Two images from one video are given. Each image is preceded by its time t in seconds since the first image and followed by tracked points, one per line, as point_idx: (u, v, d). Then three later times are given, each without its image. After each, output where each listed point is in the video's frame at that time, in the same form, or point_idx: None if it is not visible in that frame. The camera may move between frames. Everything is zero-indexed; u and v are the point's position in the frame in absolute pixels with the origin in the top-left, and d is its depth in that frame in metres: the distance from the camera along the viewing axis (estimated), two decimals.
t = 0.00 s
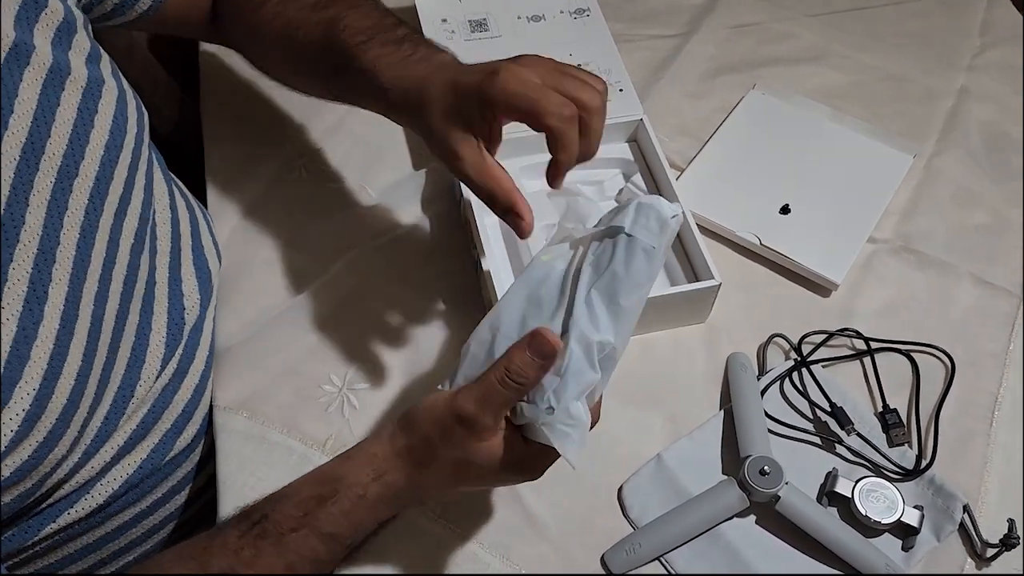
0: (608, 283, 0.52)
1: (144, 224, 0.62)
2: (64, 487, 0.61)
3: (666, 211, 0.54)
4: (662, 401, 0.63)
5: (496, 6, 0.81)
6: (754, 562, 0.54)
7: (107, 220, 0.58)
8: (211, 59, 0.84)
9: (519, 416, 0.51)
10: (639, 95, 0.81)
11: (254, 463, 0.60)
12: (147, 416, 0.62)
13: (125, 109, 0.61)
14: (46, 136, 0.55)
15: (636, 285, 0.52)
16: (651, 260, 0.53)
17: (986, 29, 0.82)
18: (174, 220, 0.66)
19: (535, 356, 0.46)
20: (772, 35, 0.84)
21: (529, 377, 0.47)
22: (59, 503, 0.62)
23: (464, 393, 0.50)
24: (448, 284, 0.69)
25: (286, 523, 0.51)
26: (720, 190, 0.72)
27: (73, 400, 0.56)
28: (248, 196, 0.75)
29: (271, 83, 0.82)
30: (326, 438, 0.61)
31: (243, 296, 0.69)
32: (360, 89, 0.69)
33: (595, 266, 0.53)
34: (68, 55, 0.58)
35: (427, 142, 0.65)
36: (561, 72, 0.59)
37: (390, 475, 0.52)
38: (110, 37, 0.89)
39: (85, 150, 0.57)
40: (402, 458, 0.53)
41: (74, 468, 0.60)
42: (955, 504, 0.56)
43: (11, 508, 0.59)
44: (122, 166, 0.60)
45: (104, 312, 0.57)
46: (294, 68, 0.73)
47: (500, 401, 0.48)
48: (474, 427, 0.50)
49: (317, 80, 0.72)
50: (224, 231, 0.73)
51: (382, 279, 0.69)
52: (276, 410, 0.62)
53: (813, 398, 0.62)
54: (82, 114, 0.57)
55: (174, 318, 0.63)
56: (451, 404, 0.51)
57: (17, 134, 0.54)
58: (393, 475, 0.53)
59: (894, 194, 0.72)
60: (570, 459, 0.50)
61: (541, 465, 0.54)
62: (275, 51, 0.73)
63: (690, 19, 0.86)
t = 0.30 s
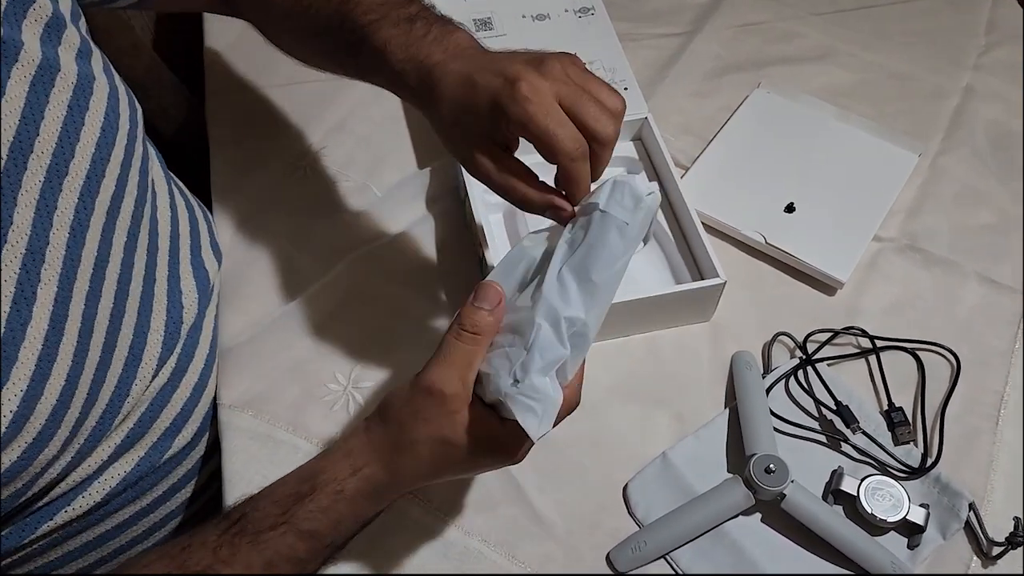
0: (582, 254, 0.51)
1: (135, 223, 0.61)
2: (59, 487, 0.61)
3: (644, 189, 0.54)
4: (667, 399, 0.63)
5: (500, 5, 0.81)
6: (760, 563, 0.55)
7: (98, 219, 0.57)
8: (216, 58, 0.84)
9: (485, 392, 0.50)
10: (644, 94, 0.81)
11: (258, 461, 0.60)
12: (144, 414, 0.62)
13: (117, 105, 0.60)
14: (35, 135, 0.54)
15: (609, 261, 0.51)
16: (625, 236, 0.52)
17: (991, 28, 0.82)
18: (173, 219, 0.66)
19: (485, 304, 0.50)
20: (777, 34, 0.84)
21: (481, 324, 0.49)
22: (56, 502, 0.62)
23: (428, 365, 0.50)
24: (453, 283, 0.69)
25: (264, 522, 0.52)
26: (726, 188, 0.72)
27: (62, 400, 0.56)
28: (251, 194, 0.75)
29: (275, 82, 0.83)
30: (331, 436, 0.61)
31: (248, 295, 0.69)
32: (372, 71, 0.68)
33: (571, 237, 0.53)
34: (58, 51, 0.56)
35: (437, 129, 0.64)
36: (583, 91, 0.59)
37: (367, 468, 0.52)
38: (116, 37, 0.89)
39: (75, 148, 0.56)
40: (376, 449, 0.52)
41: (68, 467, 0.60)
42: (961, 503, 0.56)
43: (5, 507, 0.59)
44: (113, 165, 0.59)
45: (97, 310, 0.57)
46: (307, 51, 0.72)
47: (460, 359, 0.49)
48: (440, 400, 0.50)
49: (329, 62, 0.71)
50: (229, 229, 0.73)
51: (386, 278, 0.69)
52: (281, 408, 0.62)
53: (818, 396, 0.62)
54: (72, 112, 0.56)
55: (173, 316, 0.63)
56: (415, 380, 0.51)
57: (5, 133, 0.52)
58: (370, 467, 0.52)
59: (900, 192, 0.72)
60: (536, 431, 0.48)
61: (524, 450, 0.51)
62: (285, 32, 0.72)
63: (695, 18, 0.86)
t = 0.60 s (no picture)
0: (623, 270, 0.48)
1: (133, 223, 0.61)
2: (61, 487, 0.61)
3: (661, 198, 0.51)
4: (669, 399, 0.63)
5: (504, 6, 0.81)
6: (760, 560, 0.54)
7: (94, 222, 0.58)
8: (220, 57, 0.84)
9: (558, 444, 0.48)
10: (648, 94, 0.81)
11: (262, 462, 0.60)
12: (147, 415, 0.63)
13: (112, 105, 0.60)
14: (29, 137, 0.54)
15: (652, 272, 0.48)
16: (656, 242, 0.49)
17: (995, 29, 0.82)
18: (175, 219, 0.66)
19: (529, 365, 0.49)
20: (780, 34, 0.84)
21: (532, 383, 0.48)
22: (58, 502, 0.62)
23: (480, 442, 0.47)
24: (457, 283, 0.69)
25: None
26: (729, 189, 0.73)
27: (62, 403, 0.56)
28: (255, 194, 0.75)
29: (279, 83, 0.83)
30: (335, 436, 0.61)
31: (252, 295, 0.69)
32: (383, 28, 0.66)
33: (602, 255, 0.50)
34: (52, 52, 0.56)
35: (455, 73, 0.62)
36: (617, 41, 0.58)
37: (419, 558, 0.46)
38: (120, 37, 0.89)
39: (71, 149, 0.56)
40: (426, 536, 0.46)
41: (69, 469, 0.60)
42: (963, 504, 0.56)
43: (7, 510, 0.59)
44: (109, 165, 0.59)
45: (96, 311, 0.57)
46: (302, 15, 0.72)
47: (518, 420, 0.47)
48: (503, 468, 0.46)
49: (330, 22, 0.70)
50: (234, 230, 0.73)
51: (389, 278, 0.69)
52: (285, 408, 0.63)
53: (820, 397, 0.62)
54: (66, 114, 0.56)
55: (174, 317, 0.63)
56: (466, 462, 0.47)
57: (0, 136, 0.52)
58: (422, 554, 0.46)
59: (903, 193, 0.72)
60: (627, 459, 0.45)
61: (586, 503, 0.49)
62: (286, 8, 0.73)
63: (698, 18, 0.86)
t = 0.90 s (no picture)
0: (598, 248, 0.47)
1: (134, 226, 0.61)
2: (65, 489, 0.61)
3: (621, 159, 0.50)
4: (672, 399, 0.63)
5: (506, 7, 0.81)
6: (761, 559, 0.55)
7: (94, 225, 0.58)
8: (223, 58, 0.85)
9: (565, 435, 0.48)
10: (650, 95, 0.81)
11: (265, 461, 0.60)
12: (149, 416, 0.63)
13: (113, 108, 0.60)
14: (28, 141, 0.54)
15: (630, 242, 0.47)
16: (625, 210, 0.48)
17: (997, 29, 0.82)
18: (176, 221, 0.66)
19: (525, 366, 0.49)
20: (783, 35, 0.84)
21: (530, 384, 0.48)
22: (61, 504, 0.62)
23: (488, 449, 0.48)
24: (459, 283, 0.69)
25: None
26: (731, 190, 0.73)
27: (62, 406, 0.56)
28: (258, 195, 0.75)
29: (282, 84, 0.83)
30: (338, 435, 0.61)
31: (255, 295, 0.69)
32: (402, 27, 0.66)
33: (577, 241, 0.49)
34: (51, 56, 0.57)
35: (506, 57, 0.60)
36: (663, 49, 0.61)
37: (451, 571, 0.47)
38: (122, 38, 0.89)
39: (70, 153, 0.56)
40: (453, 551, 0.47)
41: (72, 472, 0.60)
42: (965, 503, 0.56)
43: (10, 512, 0.59)
44: (110, 168, 0.59)
45: (97, 313, 0.57)
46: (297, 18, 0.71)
47: (524, 425, 0.48)
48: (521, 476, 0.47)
49: (329, 21, 0.68)
50: (237, 230, 0.74)
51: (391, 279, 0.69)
52: (288, 407, 0.63)
53: (822, 397, 0.62)
54: (66, 118, 0.56)
55: (175, 320, 0.63)
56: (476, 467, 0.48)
57: None
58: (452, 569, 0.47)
59: (904, 193, 0.72)
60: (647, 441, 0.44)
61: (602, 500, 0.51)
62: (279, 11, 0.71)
63: (701, 19, 0.86)
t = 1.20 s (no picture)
0: (579, 289, 0.45)
1: (139, 232, 0.61)
2: (67, 492, 0.62)
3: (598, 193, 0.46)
4: (672, 401, 0.63)
5: (508, 10, 0.82)
6: (761, 560, 0.54)
7: (101, 230, 0.58)
8: (226, 61, 0.85)
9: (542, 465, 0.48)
10: (651, 98, 0.82)
11: (267, 464, 0.60)
12: (151, 419, 0.63)
13: (119, 114, 0.61)
14: (36, 148, 0.54)
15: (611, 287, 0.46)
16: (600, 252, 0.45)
17: (996, 31, 0.82)
18: (179, 226, 0.67)
19: (529, 406, 0.44)
20: (783, 38, 0.84)
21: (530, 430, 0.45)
22: (64, 507, 0.63)
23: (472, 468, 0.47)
24: (461, 285, 0.69)
25: None
26: (731, 192, 0.73)
27: (66, 411, 0.56)
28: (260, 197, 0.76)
29: (284, 87, 0.83)
30: (340, 437, 0.62)
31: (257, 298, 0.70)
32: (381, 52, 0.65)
33: (547, 276, 0.46)
34: (60, 64, 0.57)
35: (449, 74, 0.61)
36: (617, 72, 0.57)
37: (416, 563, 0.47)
38: (125, 42, 0.89)
39: (78, 159, 0.57)
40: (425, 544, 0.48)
41: (75, 475, 0.61)
42: (965, 506, 0.56)
43: (12, 516, 0.59)
44: (116, 174, 0.60)
45: (101, 318, 0.58)
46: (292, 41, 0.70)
47: (513, 462, 0.46)
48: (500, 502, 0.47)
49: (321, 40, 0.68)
50: (239, 233, 0.74)
51: (392, 281, 0.70)
52: (289, 409, 0.63)
53: (822, 399, 0.62)
54: (73, 124, 0.57)
55: (177, 322, 0.64)
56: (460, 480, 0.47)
57: (7, 148, 0.53)
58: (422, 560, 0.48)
59: (904, 196, 0.72)
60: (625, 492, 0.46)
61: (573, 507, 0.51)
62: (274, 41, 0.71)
63: (701, 22, 0.86)
